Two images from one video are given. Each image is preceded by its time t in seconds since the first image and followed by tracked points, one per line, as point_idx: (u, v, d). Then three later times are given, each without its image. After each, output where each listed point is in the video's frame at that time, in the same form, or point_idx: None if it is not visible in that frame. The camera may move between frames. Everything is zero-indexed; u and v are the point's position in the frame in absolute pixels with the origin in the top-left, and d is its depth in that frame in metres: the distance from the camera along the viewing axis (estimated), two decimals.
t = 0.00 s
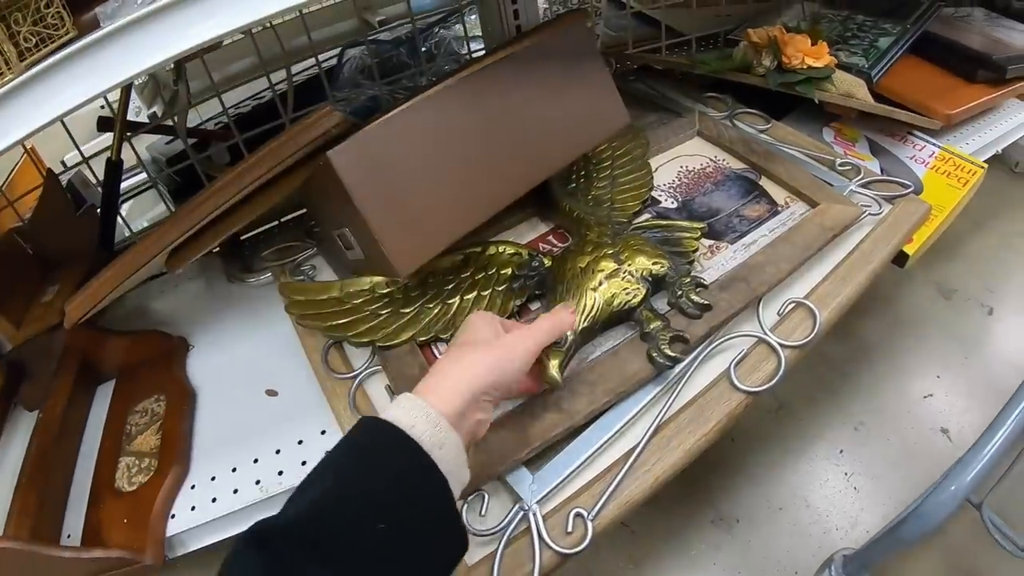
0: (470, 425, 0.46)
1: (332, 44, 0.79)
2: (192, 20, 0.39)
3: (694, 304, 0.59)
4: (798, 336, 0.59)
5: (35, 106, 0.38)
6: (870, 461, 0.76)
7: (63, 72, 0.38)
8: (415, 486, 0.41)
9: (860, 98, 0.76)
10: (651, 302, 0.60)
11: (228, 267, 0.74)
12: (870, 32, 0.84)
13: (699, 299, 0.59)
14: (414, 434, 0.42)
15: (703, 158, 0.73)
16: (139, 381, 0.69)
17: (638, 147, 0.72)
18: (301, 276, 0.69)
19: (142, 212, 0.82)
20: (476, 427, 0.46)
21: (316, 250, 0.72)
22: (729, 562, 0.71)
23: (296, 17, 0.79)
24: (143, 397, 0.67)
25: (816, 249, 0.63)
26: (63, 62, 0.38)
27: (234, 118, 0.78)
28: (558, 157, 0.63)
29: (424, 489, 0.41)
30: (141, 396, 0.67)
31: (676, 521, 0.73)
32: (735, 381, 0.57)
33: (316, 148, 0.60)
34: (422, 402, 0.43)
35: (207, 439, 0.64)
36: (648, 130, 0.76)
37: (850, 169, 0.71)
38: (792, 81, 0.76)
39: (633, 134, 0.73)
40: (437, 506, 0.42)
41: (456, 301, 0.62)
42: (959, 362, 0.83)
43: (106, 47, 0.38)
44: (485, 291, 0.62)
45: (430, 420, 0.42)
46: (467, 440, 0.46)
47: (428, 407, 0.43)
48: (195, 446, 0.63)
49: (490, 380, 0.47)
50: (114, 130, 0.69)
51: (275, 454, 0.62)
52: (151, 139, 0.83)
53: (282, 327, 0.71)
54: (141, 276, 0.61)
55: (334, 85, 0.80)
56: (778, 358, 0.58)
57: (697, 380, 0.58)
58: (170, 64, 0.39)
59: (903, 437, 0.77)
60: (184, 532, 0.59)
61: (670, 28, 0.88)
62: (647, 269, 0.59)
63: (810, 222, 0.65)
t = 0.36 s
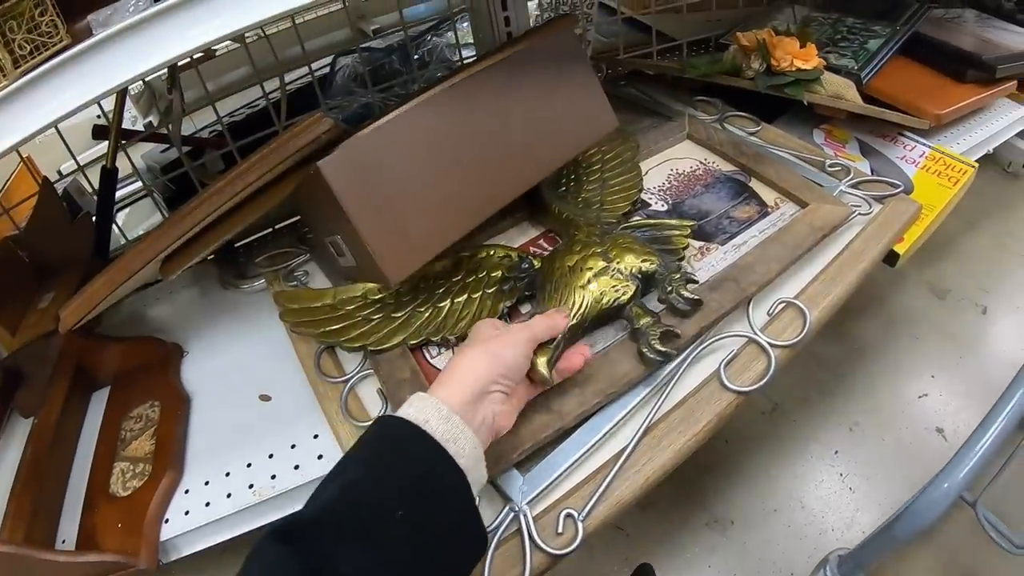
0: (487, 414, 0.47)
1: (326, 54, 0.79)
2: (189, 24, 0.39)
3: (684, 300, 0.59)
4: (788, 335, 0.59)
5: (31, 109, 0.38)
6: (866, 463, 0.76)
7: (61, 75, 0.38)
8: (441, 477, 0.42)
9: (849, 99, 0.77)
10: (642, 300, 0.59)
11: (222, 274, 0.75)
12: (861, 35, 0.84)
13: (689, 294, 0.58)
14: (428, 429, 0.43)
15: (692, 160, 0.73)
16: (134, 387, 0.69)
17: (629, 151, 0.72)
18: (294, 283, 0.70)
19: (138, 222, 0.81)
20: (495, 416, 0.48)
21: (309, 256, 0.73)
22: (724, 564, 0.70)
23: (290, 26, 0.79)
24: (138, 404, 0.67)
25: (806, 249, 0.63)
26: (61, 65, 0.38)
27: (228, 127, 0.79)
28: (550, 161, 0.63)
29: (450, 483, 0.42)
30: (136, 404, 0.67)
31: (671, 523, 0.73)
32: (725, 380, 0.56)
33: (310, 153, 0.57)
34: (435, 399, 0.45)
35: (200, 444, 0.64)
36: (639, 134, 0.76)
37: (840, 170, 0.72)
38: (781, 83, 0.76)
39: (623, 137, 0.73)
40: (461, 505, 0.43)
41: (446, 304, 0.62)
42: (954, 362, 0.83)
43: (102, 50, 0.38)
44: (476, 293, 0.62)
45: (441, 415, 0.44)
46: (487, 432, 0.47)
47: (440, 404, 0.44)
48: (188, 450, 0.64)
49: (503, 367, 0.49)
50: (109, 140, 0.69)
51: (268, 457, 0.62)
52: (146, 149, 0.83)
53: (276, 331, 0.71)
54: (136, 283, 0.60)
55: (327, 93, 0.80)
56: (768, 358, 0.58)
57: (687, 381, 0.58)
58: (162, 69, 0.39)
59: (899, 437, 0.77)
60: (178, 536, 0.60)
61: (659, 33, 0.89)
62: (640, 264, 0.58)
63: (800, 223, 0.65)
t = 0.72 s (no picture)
0: (481, 447, 0.46)
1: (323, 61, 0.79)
2: (190, 28, 0.39)
3: (697, 301, 0.56)
4: (789, 336, 0.59)
5: (29, 113, 0.38)
6: (868, 464, 0.76)
7: (62, 79, 0.38)
8: (435, 504, 0.41)
9: (844, 101, 0.78)
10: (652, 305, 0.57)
11: (220, 283, 0.74)
12: (855, 37, 0.84)
13: (703, 296, 0.56)
14: (418, 464, 0.42)
15: (692, 166, 0.73)
16: (132, 396, 0.68)
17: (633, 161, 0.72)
18: (292, 291, 0.68)
19: (134, 230, 0.81)
20: (490, 448, 0.47)
21: (307, 263, 0.71)
22: (725, 568, 0.70)
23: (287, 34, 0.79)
24: (136, 412, 0.67)
25: (811, 255, 0.62)
26: (62, 69, 0.38)
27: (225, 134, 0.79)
28: (551, 166, 0.63)
29: (443, 510, 0.41)
30: (134, 412, 0.67)
31: (672, 528, 0.73)
32: (726, 382, 0.56)
33: (311, 162, 0.55)
34: (427, 431, 0.43)
35: (199, 452, 0.64)
36: (636, 139, 0.76)
37: (837, 171, 0.72)
38: (776, 86, 0.77)
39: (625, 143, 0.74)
40: (457, 535, 0.42)
41: (446, 319, 0.60)
42: (952, 361, 0.83)
43: (103, 54, 0.38)
44: (476, 307, 0.61)
45: (433, 449, 0.42)
46: (482, 465, 0.46)
47: (432, 436, 0.43)
48: (187, 460, 0.63)
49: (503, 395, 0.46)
50: (105, 148, 0.69)
51: (268, 465, 0.62)
52: (144, 156, 0.83)
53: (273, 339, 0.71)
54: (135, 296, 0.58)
55: (324, 100, 0.80)
56: (769, 359, 0.57)
57: (689, 384, 0.57)
58: (160, 74, 0.39)
59: (898, 438, 0.77)
60: (178, 545, 0.59)
61: (655, 37, 0.89)
62: (649, 267, 0.56)
63: (803, 229, 0.64)
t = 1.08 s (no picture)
0: (455, 521, 0.44)
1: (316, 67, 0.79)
2: (185, 35, 0.40)
3: (692, 346, 0.54)
4: (783, 338, 0.59)
5: (24, 120, 0.38)
6: (863, 465, 0.76)
7: (58, 86, 0.38)
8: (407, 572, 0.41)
9: (836, 104, 0.78)
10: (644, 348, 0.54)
11: (215, 290, 0.74)
12: (846, 40, 0.85)
13: (698, 340, 0.54)
14: (389, 538, 0.41)
15: (684, 170, 0.73)
16: (127, 403, 0.68)
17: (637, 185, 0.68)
18: (287, 297, 0.68)
19: (128, 238, 0.81)
20: (465, 521, 0.45)
21: (302, 269, 0.70)
22: (722, 570, 0.70)
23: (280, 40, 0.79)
24: (131, 419, 0.67)
25: (805, 257, 0.62)
26: (58, 76, 0.38)
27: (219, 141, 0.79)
28: (545, 171, 0.64)
29: None
30: (129, 419, 0.67)
31: (668, 532, 0.73)
32: (720, 385, 0.56)
33: (306, 169, 0.54)
34: (398, 502, 0.42)
35: (194, 460, 0.64)
36: (630, 145, 0.76)
37: (829, 174, 0.72)
38: (768, 89, 0.77)
39: (629, 158, 0.70)
40: None
41: (428, 355, 0.57)
42: (946, 361, 0.83)
43: (99, 60, 0.38)
44: (459, 344, 0.57)
45: (405, 522, 0.41)
46: (454, 538, 0.44)
47: (403, 509, 0.42)
48: (182, 467, 0.63)
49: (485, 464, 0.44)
50: (100, 156, 0.69)
51: (264, 471, 0.62)
52: (138, 163, 0.83)
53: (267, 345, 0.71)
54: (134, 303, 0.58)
55: (318, 106, 0.80)
56: (763, 363, 0.57)
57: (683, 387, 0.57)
58: (153, 82, 0.39)
59: (893, 438, 0.78)
60: (174, 552, 0.59)
61: (647, 42, 0.90)
62: (643, 307, 0.54)
63: (796, 232, 0.64)
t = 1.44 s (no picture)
0: None
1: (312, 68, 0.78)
2: (181, 32, 0.39)
3: (687, 408, 0.52)
4: (783, 338, 0.58)
5: (18, 115, 0.38)
6: (863, 465, 0.76)
7: (52, 81, 0.38)
8: None
9: (835, 103, 0.78)
10: (636, 404, 0.52)
11: (210, 292, 0.73)
12: (845, 40, 0.84)
13: (693, 402, 0.51)
14: None
15: (684, 170, 0.73)
16: (122, 407, 0.68)
17: (638, 212, 0.66)
18: (284, 300, 0.67)
19: (124, 241, 0.80)
20: None
21: (298, 271, 0.70)
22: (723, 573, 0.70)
23: (275, 42, 0.79)
24: (126, 423, 0.66)
25: (806, 257, 0.62)
26: (52, 72, 0.38)
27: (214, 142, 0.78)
28: (546, 172, 0.63)
29: None
30: (124, 423, 0.66)
31: (668, 535, 0.73)
32: (722, 386, 0.56)
33: (302, 169, 0.54)
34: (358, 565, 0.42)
35: (189, 465, 0.63)
36: (627, 146, 0.76)
37: (828, 173, 0.72)
38: (767, 89, 0.77)
39: (634, 179, 0.68)
40: None
41: (410, 398, 0.54)
42: (946, 361, 0.83)
43: (93, 57, 0.38)
44: (442, 387, 0.55)
45: None
46: None
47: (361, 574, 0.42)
48: (177, 473, 0.63)
49: (444, 540, 0.43)
50: (94, 157, 0.69)
51: (260, 476, 0.61)
52: (133, 165, 0.82)
53: (263, 347, 0.70)
54: (130, 304, 0.57)
55: (314, 107, 0.79)
56: (764, 364, 0.57)
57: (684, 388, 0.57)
58: (149, 79, 0.38)
59: (894, 438, 0.77)
60: (170, 557, 0.59)
61: (645, 43, 0.89)
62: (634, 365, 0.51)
63: (796, 232, 0.64)
